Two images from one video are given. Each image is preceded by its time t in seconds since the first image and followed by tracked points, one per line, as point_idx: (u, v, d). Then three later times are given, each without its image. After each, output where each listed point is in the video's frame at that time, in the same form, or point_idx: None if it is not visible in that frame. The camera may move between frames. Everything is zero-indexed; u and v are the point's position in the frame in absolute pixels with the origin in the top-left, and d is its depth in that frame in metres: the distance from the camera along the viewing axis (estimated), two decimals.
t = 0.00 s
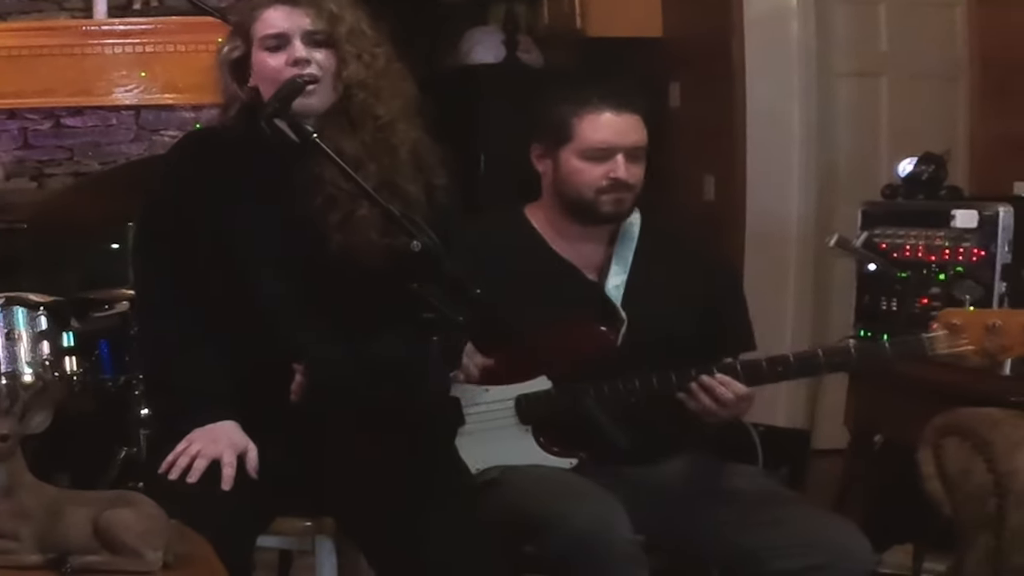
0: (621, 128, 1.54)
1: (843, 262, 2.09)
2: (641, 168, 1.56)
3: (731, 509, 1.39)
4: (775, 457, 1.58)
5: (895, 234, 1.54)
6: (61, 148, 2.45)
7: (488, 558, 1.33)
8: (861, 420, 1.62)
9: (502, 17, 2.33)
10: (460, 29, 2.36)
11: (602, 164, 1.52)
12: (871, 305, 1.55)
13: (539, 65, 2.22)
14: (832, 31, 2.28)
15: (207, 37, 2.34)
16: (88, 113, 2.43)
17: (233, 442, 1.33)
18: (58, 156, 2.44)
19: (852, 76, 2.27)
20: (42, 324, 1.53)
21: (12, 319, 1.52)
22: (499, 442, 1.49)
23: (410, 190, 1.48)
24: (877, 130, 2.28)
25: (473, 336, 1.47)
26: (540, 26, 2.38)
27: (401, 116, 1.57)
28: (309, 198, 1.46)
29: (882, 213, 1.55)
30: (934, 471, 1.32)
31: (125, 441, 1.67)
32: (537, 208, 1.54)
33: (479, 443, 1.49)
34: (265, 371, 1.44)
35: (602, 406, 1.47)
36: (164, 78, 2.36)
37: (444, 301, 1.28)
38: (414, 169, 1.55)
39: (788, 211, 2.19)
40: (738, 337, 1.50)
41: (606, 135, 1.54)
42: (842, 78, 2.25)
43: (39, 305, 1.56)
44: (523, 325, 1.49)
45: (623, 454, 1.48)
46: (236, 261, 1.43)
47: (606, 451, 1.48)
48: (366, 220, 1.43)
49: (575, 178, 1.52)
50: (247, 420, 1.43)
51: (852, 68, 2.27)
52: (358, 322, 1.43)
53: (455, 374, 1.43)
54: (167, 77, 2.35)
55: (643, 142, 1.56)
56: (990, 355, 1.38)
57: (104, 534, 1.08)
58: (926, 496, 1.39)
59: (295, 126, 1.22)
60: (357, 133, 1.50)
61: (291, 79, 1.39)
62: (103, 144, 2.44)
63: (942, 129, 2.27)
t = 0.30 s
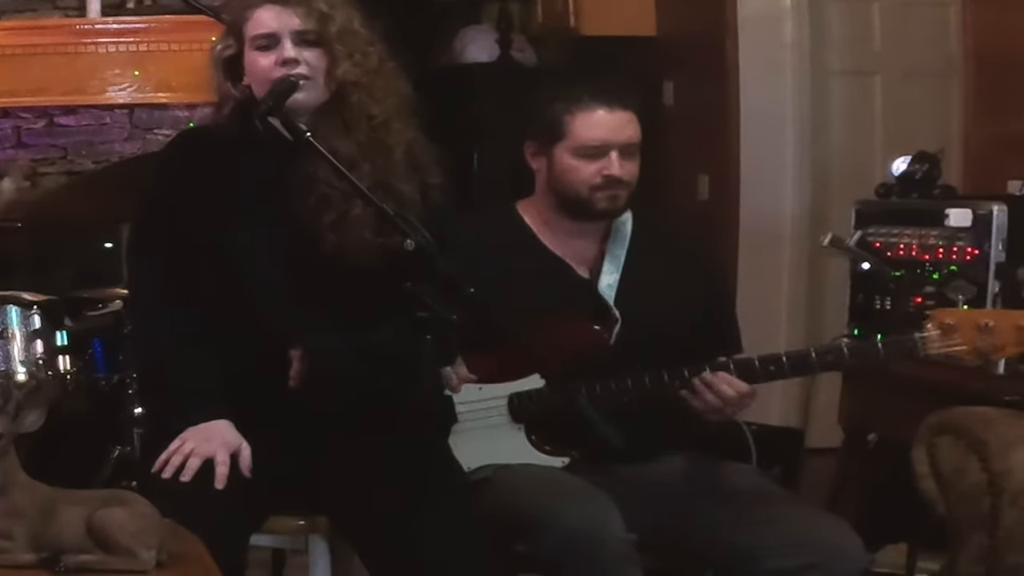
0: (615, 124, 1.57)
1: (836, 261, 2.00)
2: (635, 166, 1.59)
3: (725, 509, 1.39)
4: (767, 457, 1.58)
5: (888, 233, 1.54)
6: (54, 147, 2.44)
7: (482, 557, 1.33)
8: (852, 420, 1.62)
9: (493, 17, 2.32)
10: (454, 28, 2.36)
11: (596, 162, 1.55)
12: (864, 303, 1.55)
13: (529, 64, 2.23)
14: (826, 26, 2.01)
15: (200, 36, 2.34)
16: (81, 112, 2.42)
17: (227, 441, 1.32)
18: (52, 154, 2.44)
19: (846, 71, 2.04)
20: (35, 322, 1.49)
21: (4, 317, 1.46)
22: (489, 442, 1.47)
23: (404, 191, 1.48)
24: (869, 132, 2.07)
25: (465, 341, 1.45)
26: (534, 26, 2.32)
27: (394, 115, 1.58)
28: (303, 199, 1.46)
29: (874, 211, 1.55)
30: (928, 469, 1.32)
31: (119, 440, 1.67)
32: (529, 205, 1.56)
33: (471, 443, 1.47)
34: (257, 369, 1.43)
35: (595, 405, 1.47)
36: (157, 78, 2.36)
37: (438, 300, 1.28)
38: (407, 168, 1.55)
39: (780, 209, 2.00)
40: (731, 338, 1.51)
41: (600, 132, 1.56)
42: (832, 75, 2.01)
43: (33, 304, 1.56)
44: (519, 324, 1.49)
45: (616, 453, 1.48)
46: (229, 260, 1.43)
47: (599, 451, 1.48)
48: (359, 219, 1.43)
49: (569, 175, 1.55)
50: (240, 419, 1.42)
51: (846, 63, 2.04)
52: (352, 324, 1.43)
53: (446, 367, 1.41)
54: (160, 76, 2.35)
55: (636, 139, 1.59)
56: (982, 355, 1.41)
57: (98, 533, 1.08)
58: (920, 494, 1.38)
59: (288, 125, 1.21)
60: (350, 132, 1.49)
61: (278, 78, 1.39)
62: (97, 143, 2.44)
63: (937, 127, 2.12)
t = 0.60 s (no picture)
0: (631, 127, 1.53)
1: (830, 261, 2.21)
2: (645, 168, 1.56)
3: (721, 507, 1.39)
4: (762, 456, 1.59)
5: (882, 232, 1.54)
6: (48, 146, 2.44)
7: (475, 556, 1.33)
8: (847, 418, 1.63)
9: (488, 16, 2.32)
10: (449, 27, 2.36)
11: (616, 169, 1.51)
12: (857, 304, 1.54)
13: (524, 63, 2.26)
14: (821, 29, 2.41)
15: (194, 34, 2.36)
16: (74, 111, 2.43)
17: (222, 440, 1.31)
18: (45, 153, 2.44)
19: (833, 72, 2.42)
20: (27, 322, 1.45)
21: None
22: (486, 438, 1.51)
23: (397, 190, 1.50)
24: (866, 140, 2.46)
25: (457, 334, 1.43)
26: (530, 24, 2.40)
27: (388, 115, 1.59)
28: (296, 198, 1.44)
29: (868, 210, 1.56)
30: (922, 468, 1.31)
31: (112, 439, 1.67)
32: (522, 205, 1.54)
33: (467, 439, 1.51)
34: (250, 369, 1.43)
35: (594, 409, 1.47)
36: (151, 76, 2.37)
37: (430, 300, 1.29)
38: (401, 168, 1.55)
39: (773, 209, 2.29)
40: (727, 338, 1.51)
41: (618, 137, 1.52)
42: (821, 77, 2.40)
43: (26, 303, 1.51)
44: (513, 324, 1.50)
45: (611, 451, 1.48)
46: (223, 259, 1.43)
47: (594, 449, 1.48)
48: (352, 219, 1.42)
49: (591, 183, 1.50)
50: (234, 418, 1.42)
51: (831, 67, 2.42)
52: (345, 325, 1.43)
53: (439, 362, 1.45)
54: (153, 74, 2.36)
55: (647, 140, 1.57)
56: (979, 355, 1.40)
57: (91, 531, 1.07)
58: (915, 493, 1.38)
59: (282, 124, 1.21)
60: (344, 132, 1.50)
61: (272, 76, 1.39)
62: (91, 142, 2.44)
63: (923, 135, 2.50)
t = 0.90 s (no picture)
0: (635, 123, 1.56)
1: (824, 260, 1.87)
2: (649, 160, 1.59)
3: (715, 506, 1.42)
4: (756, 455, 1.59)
5: (876, 231, 1.54)
6: (41, 145, 2.44)
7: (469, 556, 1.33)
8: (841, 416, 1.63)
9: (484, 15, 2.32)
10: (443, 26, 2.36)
11: (619, 162, 1.56)
12: (851, 302, 1.56)
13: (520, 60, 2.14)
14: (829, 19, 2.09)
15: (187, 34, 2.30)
16: (67, 109, 2.43)
17: (214, 439, 1.35)
18: (38, 152, 2.44)
19: (830, 70, 1.91)
20: (22, 321, 1.39)
21: None
22: (479, 437, 1.46)
23: (393, 191, 1.48)
24: (858, 133, 1.93)
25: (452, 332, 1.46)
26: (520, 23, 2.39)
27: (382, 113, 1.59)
28: (289, 199, 1.41)
29: (863, 209, 1.55)
30: (915, 467, 1.31)
31: (105, 437, 1.67)
32: (520, 202, 1.55)
33: (461, 438, 1.47)
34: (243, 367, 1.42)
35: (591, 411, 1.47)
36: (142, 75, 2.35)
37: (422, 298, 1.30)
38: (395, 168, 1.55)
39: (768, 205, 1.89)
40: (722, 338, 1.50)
41: (623, 132, 1.55)
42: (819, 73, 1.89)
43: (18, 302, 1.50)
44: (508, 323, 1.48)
45: (605, 452, 1.47)
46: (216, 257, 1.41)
47: (590, 449, 1.47)
48: (347, 220, 1.39)
49: (594, 177, 1.53)
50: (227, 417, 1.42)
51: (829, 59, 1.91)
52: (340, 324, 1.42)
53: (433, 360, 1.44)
54: (147, 73, 2.32)
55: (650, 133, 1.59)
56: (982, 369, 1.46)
57: (85, 530, 1.08)
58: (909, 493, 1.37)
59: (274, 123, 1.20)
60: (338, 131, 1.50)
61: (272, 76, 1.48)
62: (84, 141, 2.44)
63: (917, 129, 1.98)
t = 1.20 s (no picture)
0: (598, 118, 1.48)
1: (817, 260, 2.60)
2: (609, 166, 1.49)
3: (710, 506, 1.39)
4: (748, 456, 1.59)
5: (869, 230, 1.56)
6: (34, 143, 2.44)
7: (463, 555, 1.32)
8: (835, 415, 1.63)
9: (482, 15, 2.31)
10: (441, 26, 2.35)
11: (562, 148, 1.49)
12: (846, 300, 1.58)
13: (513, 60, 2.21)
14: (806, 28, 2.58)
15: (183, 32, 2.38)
16: (60, 109, 2.42)
17: (206, 441, 1.28)
18: (31, 150, 2.43)
19: (822, 68, 2.60)
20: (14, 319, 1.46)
21: None
22: (472, 436, 1.48)
23: (387, 191, 1.49)
24: (853, 132, 2.64)
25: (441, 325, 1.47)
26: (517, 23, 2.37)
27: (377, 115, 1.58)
28: (285, 199, 1.40)
29: (856, 207, 1.59)
30: (910, 466, 1.31)
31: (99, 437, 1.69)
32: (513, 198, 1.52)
33: (453, 439, 1.48)
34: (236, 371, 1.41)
35: (588, 411, 1.46)
36: (139, 73, 2.39)
37: (416, 296, 1.29)
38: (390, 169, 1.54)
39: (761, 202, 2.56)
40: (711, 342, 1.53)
41: (579, 120, 1.48)
42: (813, 70, 2.59)
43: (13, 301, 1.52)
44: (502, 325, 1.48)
45: (599, 452, 1.47)
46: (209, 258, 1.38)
47: (585, 449, 1.48)
48: (343, 220, 1.40)
49: (536, 158, 1.50)
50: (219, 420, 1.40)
51: (823, 59, 2.61)
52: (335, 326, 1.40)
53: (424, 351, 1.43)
54: (141, 71, 2.38)
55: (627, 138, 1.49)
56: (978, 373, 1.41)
57: (78, 530, 1.06)
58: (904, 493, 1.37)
59: (270, 122, 1.18)
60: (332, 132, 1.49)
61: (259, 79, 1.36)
62: (77, 139, 2.44)
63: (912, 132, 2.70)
